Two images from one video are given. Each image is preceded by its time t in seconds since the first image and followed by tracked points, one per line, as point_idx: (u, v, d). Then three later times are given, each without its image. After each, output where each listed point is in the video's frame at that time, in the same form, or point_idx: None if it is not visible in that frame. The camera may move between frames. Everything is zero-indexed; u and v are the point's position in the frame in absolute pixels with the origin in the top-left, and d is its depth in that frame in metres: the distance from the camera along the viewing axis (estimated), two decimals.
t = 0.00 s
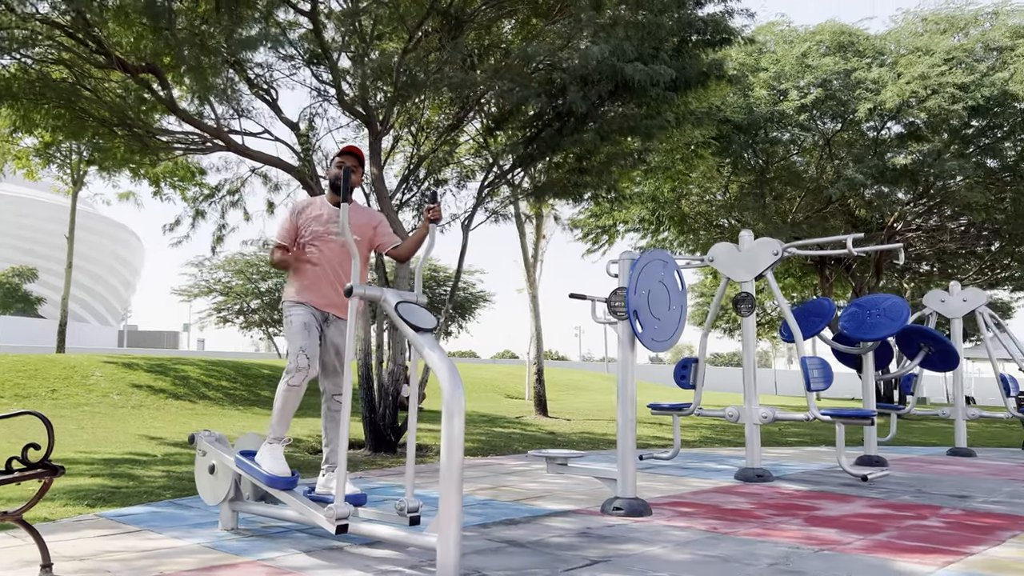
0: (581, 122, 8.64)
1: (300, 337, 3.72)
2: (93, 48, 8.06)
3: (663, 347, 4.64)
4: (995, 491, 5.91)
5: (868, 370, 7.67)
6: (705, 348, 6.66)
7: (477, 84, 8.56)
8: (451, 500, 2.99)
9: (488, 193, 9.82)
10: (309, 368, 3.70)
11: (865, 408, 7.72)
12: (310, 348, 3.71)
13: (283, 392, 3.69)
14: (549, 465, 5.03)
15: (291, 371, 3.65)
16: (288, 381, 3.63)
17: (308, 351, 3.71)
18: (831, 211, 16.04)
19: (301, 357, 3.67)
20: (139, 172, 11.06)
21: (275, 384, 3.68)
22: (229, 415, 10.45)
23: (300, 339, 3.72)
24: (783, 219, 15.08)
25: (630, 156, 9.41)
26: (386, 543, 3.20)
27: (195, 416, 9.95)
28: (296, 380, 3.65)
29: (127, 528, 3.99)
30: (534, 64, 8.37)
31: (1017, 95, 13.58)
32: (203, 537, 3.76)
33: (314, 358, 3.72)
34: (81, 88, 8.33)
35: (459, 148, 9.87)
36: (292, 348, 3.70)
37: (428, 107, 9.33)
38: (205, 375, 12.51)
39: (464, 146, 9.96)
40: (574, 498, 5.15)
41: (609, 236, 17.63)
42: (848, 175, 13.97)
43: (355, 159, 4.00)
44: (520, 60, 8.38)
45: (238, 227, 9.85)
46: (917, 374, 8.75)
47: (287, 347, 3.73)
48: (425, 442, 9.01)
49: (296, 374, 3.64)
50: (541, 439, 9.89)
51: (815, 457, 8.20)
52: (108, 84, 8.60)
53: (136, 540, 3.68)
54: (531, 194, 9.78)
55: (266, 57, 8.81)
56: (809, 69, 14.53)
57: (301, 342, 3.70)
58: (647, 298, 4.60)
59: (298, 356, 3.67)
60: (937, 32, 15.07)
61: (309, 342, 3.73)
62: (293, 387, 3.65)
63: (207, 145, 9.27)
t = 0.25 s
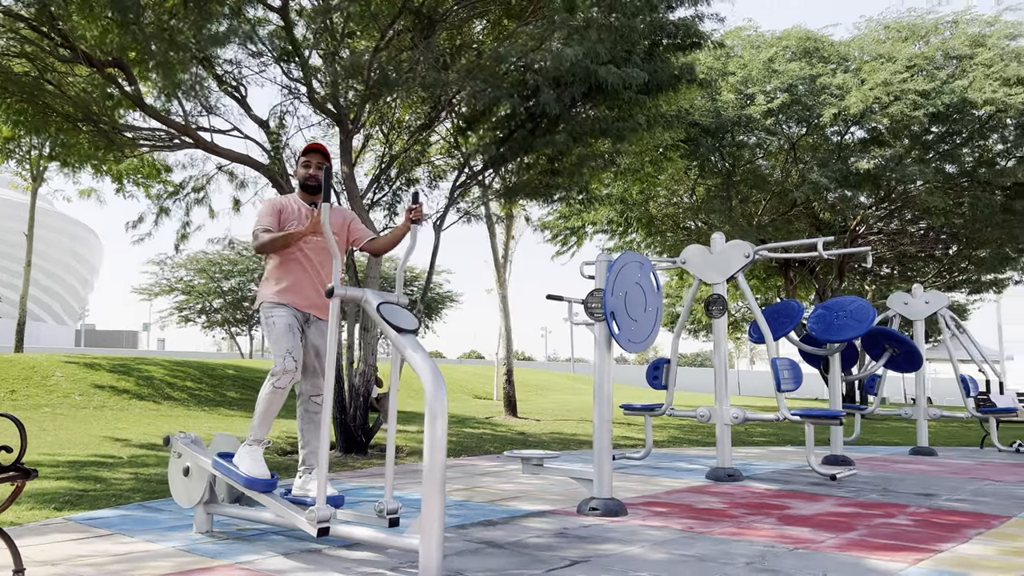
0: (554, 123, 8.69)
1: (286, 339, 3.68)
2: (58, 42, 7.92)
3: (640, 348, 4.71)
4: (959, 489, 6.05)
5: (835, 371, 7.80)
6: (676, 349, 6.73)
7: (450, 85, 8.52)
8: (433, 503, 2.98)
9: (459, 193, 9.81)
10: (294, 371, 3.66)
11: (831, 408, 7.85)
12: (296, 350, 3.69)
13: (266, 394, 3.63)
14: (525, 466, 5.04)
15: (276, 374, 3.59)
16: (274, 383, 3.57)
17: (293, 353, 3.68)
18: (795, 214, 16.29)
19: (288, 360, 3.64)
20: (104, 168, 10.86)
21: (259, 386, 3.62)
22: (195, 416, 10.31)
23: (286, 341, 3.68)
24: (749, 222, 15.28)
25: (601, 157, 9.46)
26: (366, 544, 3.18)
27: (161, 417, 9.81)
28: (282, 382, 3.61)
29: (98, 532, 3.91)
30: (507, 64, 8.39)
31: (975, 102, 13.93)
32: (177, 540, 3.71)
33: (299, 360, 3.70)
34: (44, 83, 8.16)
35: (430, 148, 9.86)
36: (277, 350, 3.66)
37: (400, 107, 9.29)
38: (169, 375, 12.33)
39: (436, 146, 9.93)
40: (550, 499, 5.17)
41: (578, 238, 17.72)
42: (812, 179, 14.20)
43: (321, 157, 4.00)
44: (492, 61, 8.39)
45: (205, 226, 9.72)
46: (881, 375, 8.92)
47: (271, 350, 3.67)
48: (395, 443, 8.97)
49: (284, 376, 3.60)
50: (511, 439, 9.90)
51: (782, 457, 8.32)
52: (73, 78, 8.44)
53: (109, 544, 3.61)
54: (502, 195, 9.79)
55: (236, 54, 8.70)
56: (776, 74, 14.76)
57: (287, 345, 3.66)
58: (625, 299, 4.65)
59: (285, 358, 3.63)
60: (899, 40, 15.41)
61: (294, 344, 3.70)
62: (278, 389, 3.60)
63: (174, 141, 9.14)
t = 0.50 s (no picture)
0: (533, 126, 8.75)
1: (273, 344, 3.67)
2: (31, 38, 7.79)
3: (625, 351, 4.79)
4: (931, 490, 6.17)
5: (809, 373, 7.92)
6: (655, 351, 6.78)
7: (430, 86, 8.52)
8: (424, 509, 2.98)
9: (437, 195, 9.80)
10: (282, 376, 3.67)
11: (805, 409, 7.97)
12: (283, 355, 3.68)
13: (251, 398, 3.60)
14: (508, 467, 5.05)
15: (264, 378, 3.60)
16: (262, 387, 3.57)
17: (280, 357, 3.68)
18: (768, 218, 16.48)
19: (276, 364, 3.64)
20: (75, 167, 10.69)
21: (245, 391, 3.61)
22: (169, 418, 10.19)
23: (271, 345, 3.67)
24: (722, 225, 15.45)
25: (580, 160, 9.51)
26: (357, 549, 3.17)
27: (133, 419, 9.69)
28: (269, 387, 3.61)
29: (79, 537, 3.87)
30: (487, 66, 8.44)
31: (943, 109, 14.22)
32: (161, 546, 3.67)
33: (286, 365, 3.70)
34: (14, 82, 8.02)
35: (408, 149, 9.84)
36: (264, 355, 3.65)
37: (379, 108, 9.26)
38: (140, 377, 12.16)
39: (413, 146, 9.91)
40: (532, 501, 5.19)
41: (552, 239, 17.79)
42: (784, 183, 14.39)
43: (305, 159, 3.92)
44: (472, 62, 8.40)
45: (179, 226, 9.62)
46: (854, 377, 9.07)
47: (256, 354, 3.66)
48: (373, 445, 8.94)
49: (271, 381, 3.60)
50: (489, 441, 9.92)
51: (757, 458, 8.42)
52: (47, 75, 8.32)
53: (92, 550, 3.57)
54: (480, 197, 9.82)
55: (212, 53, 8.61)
56: (749, 79, 14.95)
57: (273, 349, 3.66)
58: (609, 303, 4.72)
59: (271, 363, 3.63)
60: (869, 46, 15.68)
61: (280, 349, 3.69)
62: (266, 393, 3.60)
63: (148, 140, 9.03)
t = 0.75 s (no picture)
0: (520, 131, 8.80)
1: (267, 353, 3.68)
2: (15, 39, 7.73)
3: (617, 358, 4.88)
4: (912, 493, 6.30)
5: (792, 377, 8.03)
6: (642, 356, 6.86)
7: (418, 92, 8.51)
8: (425, 515, 3.02)
9: (422, 199, 9.82)
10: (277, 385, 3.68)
11: (788, 413, 8.09)
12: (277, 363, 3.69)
13: (248, 406, 3.61)
14: (499, 471, 5.07)
15: (260, 387, 3.60)
16: (259, 396, 3.58)
17: (275, 366, 3.68)
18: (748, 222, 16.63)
19: (272, 372, 3.65)
20: (55, 168, 10.56)
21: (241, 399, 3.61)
22: (151, 422, 10.11)
23: (266, 353, 3.68)
24: (704, 229, 15.58)
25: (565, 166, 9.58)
26: (359, 557, 3.21)
27: (115, 423, 9.62)
28: (266, 396, 3.63)
29: (74, 545, 3.86)
30: (477, 71, 8.56)
31: (920, 115, 14.45)
32: (158, 554, 3.67)
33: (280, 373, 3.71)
34: None
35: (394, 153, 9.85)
36: (258, 364, 3.65)
37: (365, 112, 9.26)
38: (121, 380, 12.06)
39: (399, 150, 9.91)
40: (522, 506, 5.24)
41: (534, 242, 17.85)
42: (765, 188, 14.57)
43: (296, 167, 3.93)
44: (460, 67, 8.43)
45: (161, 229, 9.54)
46: (834, 381, 9.20)
47: (250, 362, 3.65)
48: (359, 449, 8.95)
49: (268, 390, 3.61)
50: (474, 444, 9.95)
51: (740, 460, 8.53)
52: (30, 76, 8.24)
53: (89, 558, 3.57)
54: (466, 201, 9.85)
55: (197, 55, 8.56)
56: (731, 85, 15.10)
57: (268, 358, 3.66)
58: (602, 310, 4.79)
59: (267, 371, 3.63)
60: (848, 53, 15.90)
61: (274, 357, 3.70)
62: (262, 402, 3.60)
63: (132, 142, 8.97)
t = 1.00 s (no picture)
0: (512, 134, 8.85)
1: (268, 353, 3.69)
2: (8, 40, 7.73)
3: (613, 360, 4.97)
4: (901, 493, 6.40)
5: (782, 379, 8.13)
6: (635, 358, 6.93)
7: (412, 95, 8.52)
8: (431, 517, 3.06)
9: (415, 201, 9.85)
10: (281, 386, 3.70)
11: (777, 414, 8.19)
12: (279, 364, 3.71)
13: (253, 408, 3.63)
14: (496, 472, 5.00)
15: (264, 389, 3.62)
16: (264, 398, 3.60)
17: (277, 366, 3.70)
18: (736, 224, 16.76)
19: (276, 373, 3.67)
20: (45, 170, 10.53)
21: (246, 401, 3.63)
22: (142, 423, 10.10)
23: (269, 353, 3.70)
24: (692, 231, 15.69)
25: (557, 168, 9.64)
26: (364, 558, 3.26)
27: (106, 425, 9.61)
28: (270, 397, 3.64)
29: (77, 547, 3.88)
30: (468, 75, 8.59)
31: (905, 119, 14.61)
32: (162, 555, 3.70)
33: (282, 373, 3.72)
34: None
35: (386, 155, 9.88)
36: (260, 364, 3.66)
37: (358, 114, 9.28)
38: (111, 382, 12.01)
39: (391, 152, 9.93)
40: (519, 506, 5.29)
41: (523, 243, 17.92)
42: (753, 190, 14.68)
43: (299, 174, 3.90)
44: (453, 70, 8.47)
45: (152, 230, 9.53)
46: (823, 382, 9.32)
47: (252, 363, 3.66)
48: (352, 451, 8.98)
49: (273, 390, 3.63)
50: (466, 445, 10.00)
51: (731, 461, 8.62)
52: (22, 78, 8.22)
53: (94, 560, 3.59)
54: (458, 203, 9.89)
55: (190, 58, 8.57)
56: (719, 88, 15.23)
57: (270, 358, 3.68)
58: (598, 313, 4.87)
59: (270, 372, 3.65)
60: (834, 57, 16.05)
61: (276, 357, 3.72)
62: (267, 403, 3.63)
63: (124, 144, 8.96)
